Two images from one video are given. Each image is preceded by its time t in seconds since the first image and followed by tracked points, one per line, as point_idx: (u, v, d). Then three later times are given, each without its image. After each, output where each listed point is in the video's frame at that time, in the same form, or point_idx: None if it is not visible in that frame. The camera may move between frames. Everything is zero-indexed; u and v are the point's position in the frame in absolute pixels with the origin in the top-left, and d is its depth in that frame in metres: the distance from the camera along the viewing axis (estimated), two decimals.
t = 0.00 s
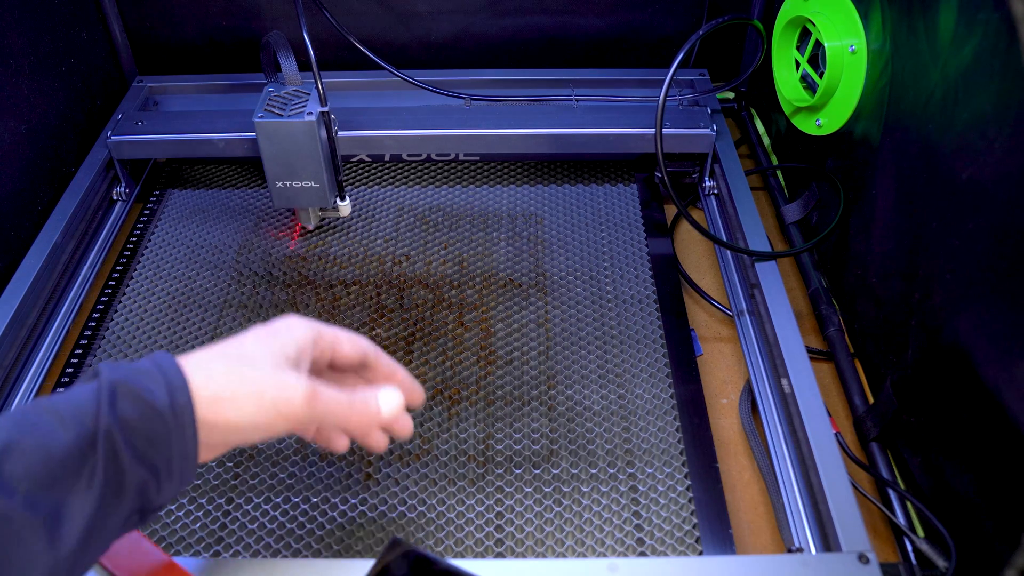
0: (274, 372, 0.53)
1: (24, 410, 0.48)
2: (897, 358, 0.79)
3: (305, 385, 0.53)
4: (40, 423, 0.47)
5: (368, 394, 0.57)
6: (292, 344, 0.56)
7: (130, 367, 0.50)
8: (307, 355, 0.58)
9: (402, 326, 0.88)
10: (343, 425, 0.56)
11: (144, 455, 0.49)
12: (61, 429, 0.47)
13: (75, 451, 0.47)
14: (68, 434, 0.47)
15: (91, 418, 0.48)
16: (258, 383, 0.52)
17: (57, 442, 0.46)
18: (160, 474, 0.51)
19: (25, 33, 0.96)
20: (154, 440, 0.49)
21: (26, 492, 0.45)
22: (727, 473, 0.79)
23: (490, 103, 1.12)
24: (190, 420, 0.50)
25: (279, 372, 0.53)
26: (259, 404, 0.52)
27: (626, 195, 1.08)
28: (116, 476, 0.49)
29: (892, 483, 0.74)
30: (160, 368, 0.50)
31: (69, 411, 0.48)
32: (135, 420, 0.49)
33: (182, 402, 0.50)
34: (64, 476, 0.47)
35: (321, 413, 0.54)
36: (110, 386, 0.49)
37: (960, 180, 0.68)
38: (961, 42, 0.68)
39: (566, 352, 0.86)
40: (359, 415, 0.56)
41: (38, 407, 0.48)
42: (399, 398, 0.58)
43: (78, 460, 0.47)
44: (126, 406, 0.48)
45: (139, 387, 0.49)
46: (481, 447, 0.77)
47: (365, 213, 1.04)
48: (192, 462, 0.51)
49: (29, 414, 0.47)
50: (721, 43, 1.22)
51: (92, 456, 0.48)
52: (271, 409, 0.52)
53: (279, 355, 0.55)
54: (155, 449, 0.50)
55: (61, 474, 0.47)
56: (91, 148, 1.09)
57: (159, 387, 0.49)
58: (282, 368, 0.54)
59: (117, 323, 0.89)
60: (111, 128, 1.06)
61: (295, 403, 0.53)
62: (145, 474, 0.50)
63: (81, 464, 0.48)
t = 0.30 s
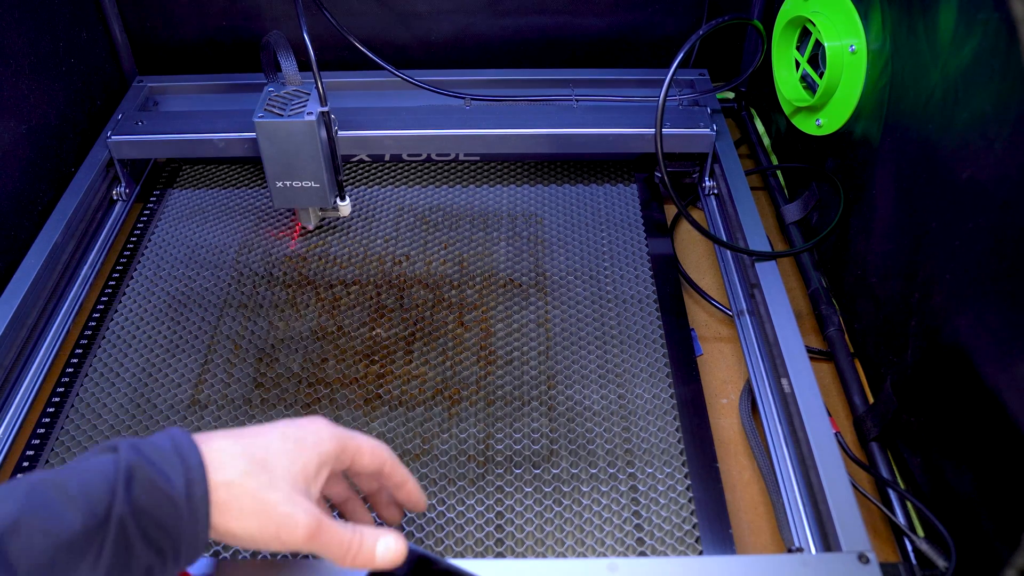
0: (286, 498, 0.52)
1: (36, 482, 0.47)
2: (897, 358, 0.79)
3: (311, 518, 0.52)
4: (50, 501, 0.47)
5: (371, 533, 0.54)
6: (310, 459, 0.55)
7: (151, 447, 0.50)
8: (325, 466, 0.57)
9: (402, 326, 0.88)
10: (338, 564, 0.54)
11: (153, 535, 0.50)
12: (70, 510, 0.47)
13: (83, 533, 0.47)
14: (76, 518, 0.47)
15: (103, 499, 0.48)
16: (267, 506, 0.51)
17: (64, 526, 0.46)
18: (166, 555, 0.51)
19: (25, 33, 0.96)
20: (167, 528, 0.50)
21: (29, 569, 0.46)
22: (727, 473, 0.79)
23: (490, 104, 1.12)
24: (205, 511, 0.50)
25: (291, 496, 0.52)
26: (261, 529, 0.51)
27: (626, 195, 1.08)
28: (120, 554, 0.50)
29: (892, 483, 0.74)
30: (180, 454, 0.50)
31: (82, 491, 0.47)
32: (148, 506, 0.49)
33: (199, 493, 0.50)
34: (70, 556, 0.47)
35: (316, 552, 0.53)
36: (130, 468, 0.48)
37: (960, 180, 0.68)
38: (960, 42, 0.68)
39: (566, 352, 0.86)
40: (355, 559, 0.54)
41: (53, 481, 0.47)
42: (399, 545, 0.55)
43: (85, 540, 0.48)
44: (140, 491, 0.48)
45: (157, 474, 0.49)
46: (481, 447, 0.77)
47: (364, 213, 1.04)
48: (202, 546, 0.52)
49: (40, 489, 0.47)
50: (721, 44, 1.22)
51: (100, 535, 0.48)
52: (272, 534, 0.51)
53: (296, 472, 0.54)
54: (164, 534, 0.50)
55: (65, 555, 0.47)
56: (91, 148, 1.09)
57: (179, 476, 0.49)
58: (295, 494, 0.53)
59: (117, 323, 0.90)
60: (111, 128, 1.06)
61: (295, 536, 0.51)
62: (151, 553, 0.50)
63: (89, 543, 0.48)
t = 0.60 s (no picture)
0: (307, 514, 0.54)
1: (60, 508, 0.48)
2: (897, 358, 0.79)
3: (333, 532, 0.54)
4: (75, 528, 0.48)
5: (386, 549, 0.55)
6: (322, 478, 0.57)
7: (174, 474, 0.51)
8: (336, 482, 0.59)
9: (402, 326, 0.88)
10: None
11: (169, 562, 0.51)
12: (93, 536, 0.48)
13: (104, 558, 0.48)
14: (98, 543, 0.48)
15: (123, 526, 0.49)
16: (290, 523, 0.53)
17: (86, 552, 0.47)
18: None
19: (25, 33, 0.96)
20: (186, 551, 0.51)
21: None
22: (727, 473, 0.79)
23: (490, 104, 1.12)
24: (225, 535, 0.51)
25: (311, 513, 0.54)
26: (285, 545, 0.53)
27: (626, 195, 1.08)
28: None
29: (892, 483, 0.74)
30: (203, 482, 0.52)
31: (102, 518, 0.48)
32: (168, 531, 0.50)
33: (220, 517, 0.51)
34: None
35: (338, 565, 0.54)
36: (149, 495, 0.49)
37: (960, 180, 0.68)
38: (960, 42, 0.68)
39: (566, 352, 0.86)
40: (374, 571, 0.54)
41: (73, 508, 0.48)
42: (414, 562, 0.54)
43: (105, 565, 0.48)
44: (163, 519, 0.49)
45: (179, 499, 0.50)
46: (481, 447, 0.77)
47: (365, 213, 1.04)
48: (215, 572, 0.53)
49: (64, 516, 0.48)
50: (721, 44, 1.22)
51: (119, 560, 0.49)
52: (297, 550, 0.53)
53: (312, 489, 0.56)
54: (185, 561, 0.51)
55: None
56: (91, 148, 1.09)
57: (198, 500, 0.51)
58: (314, 510, 0.55)
59: (118, 323, 0.90)
60: (111, 128, 1.06)
61: (319, 551, 0.53)
62: None
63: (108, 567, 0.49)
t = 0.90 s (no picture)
0: (305, 471, 0.54)
1: (50, 489, 0.48)
2: (896, 358, 0.79)
3: (334, 486, 0.54)
4: (67, 504, 0.47)
5: (382, 519, 0.58)
6: (313, 443, 0.57)
7: (163, 448, 0.51)
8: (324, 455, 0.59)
9: (402, 326, 0.88)
10: (353, 542, 0.57)
11: (167, 535, 0.50)
12: (86, 510, 0.47)
13: (100, 533, 0.48)
14: (92, 517, 0.47)
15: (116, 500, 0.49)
16: (289, 481, 0.53)
17: (81, 525, 0.47)
18: (181, 557, 0.51)
19: (25, 33, 0.96)
20: (183, 522, 0.50)
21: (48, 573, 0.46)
22: (727, 473, 0.79)
23: (490, 104, 1.12)
24: (220, 501, 0.51)
25: (310, 471, 0.54)
26: (286, 502, 0.53)
27: (626, 195, 1.08)
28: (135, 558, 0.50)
29: (892, 483, 0.74)
30: (192, 451, 0.52)
31: (95, 493, 0.48)
32: (162, 501, 0.49)
33: (215, 483, 0.51)
34: (88, 557, 0.47)
35: (340, 521, 0.54)
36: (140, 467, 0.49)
37: (960, 180, 0.68)
38: (960, 42, 0.68)
39: (566, 352, 0.86)
40: (370, 537, 0.57)
41: (64, 487, 0.48)
42: (410, 531, 0.60)
43: (100, 541, 0.48)
44: (156, 487, 0.49)
45: (171, 468, 0.50)
46: (481, 447, 0.77)
47: (365, 213, 1.04)
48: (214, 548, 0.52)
49: (55, 494, 0.48)
50: (721, 43, 1.22)
51: (114, 537, 0.48)
52: (299, 505, 0.53)
53: (306, 452, 0.56)
54: (182, 532, 0.50)
55: (84, 556, 0.47)
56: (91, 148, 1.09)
57: (191, 469, 0.51)
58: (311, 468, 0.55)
59: (117, 323, 0.90)
60: (111, 128, 1.06)
61: (321, 505, 0.53)
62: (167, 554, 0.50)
63: (104, 545, 0.48)
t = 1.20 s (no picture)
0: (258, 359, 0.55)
1: None
2: (896, 358, 0.79)
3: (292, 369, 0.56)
4: (15, 425, 0.43)
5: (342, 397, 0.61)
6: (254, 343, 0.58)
7: (111, 363, 0.48)
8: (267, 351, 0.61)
9: (401, 326, 0.88)
10: (319, 421, 0.59)
11: (131, 447, 0.47)
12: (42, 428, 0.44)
13: (56, 451, 0.44)
14: (46, 433, 0.44)
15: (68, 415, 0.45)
16: (246, 369, 0.54)
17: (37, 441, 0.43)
18: (148, 469, 0.48)
19: (25, 33, 0.96)
20: (145, 430, 0.47)
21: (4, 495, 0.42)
22: (727, 473, 0.79)
23: (490, 104, 1.12)
24: (177, 407, 0.49)
25: (264, 357, 0.56)
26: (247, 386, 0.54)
27: (626, 195, 1.08)
28: (98, 475, 0.46)
29: (892, 483, 0.74)
30: (144, 362, 0.49)
31: (45, 409, 0.44)
32: (118, 408, 0.46)
33: (168, 388, 0.49)
34: (44, 477, 0.43)
35: (303, 398, 0.57)
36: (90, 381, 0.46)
37: (960, 179, 0.68)
38: (960, 42, 0.68)
39: (566, 352, 0.86)
40: (335, 417, 0.59)
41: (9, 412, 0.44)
42: (372, 401, 0.61)
43: (58, 458, 0.44)
44: (110, 397, 0.46)
45: (121, 378, 0.47)
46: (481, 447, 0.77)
47: (365, 213, 1.04)
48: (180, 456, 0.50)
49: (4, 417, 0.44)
50: (721, 44, 1.22)
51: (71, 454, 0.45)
52: (259, 387, 0.54)
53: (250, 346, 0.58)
54: (147, 442, 0.47)
55: (42, 473, 0.43)
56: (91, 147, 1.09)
57: (143, 377, 0.48)
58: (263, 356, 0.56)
59: (117, 323, 0.89)
60: (111, 128, 1.06)
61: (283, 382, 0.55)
62: (133, 465, 0.47)
63: (63, 462, 0.44)
